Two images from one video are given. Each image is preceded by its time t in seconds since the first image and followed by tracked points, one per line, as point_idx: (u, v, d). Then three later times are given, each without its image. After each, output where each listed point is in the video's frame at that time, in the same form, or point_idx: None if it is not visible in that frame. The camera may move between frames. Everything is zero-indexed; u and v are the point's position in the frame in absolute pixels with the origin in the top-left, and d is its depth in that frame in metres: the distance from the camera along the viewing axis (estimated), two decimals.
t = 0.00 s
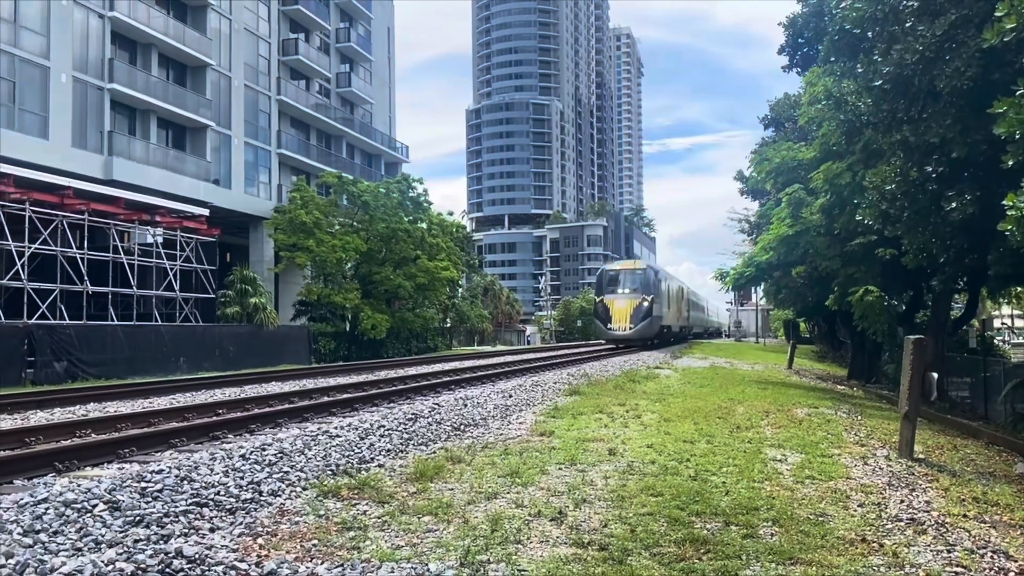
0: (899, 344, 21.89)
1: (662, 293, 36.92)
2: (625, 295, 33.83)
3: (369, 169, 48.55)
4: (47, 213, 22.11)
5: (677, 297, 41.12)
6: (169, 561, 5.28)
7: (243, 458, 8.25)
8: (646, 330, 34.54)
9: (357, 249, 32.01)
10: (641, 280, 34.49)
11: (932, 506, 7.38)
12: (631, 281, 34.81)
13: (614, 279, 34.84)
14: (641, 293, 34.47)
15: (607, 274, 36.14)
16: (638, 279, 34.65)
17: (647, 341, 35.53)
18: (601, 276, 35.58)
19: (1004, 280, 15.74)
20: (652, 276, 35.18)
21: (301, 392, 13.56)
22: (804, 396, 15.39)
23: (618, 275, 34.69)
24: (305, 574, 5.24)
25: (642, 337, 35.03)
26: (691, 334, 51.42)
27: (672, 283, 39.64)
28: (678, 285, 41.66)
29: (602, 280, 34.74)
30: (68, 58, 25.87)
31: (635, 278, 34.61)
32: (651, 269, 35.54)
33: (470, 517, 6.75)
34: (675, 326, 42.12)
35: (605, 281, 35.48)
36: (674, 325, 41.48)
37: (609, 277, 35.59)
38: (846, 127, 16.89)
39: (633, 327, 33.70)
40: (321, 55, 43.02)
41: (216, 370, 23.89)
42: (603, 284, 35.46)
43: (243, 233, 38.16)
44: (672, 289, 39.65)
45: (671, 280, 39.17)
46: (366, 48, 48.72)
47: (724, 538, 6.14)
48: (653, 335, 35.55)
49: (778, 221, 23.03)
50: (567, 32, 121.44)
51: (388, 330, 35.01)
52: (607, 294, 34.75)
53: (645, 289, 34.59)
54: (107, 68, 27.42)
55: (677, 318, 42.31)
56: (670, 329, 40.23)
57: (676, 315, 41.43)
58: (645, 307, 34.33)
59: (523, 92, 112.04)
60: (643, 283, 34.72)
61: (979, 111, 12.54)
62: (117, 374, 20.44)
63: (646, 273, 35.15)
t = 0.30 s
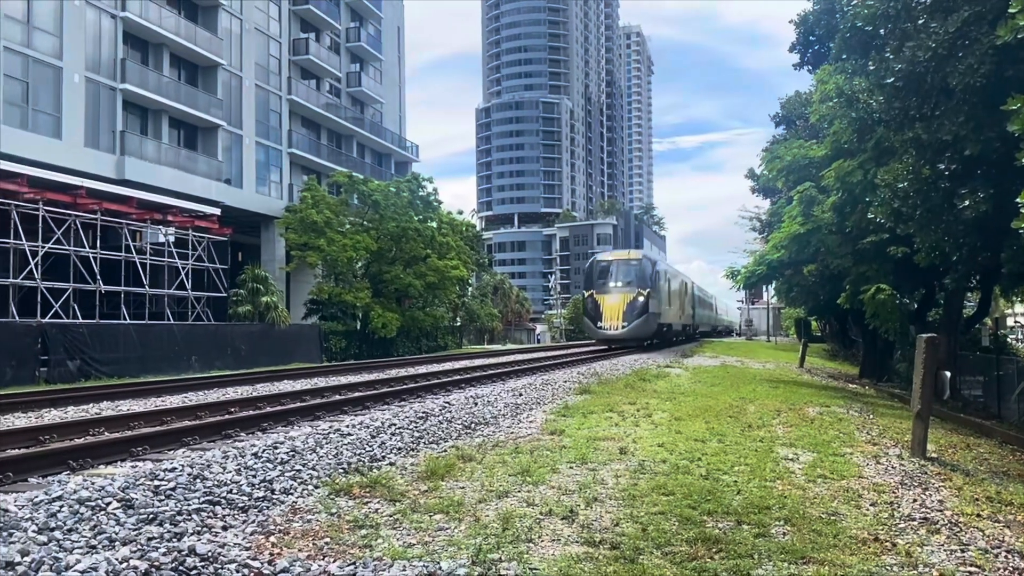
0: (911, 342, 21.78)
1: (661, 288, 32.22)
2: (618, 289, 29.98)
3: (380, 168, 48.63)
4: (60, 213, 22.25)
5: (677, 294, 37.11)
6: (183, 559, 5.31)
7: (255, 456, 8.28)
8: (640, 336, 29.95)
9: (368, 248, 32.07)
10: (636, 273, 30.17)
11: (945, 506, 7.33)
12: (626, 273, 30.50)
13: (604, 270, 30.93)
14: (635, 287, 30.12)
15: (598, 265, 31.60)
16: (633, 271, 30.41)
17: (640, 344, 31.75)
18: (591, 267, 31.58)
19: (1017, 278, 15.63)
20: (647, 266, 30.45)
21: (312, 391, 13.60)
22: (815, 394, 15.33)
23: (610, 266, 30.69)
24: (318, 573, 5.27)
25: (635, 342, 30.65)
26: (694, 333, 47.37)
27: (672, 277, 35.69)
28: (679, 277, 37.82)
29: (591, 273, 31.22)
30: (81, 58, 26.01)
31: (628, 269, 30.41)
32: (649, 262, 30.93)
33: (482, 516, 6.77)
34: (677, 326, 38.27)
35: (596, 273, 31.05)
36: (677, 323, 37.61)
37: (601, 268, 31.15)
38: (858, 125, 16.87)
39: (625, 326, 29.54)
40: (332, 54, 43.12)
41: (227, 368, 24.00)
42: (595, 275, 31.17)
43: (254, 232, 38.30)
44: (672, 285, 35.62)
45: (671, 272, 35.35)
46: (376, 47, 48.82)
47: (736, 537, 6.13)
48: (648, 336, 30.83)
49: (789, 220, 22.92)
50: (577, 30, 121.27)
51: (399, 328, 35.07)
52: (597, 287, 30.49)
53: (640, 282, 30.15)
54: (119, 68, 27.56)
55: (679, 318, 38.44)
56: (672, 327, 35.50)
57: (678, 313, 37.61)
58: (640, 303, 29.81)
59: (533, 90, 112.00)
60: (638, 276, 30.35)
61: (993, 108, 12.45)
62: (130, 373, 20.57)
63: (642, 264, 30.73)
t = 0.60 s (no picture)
0: (926, 341, 21.61)
1: (656, 282, 28.76)
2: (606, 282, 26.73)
3: (392, 168, 48.72)
4: (75, 212, 22.41)
5: (681, 287, 33.56)
6: (198, 556, 5.33)
7: (269, 454, 8.30)
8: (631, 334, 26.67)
9: (380, 247, 32.13)
10: (627, 263, 27.04)
11: (961, 505, 7.26)
12: (617, 264, 27.26)
13: (592, 261, 27.73)
14: (626, 280, 26.97)
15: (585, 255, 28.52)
16: (624, 262, 27.27)
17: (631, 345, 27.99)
18: (577, 257, 28.48)
19: None
20: (641, 257, 27.46)
21: (325, 389, 13.63)
22: (829, 394, 15.23)
23: (598, 256, 27.52)
24: (331, 570, 5.27)
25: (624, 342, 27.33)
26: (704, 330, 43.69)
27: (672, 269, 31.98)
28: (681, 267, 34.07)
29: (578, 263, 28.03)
30: (95, 59, 26.20)
31: (619, 259, 27.33)
32: (643, 250, 27.87)
33: (495, 514, 6.76)
34: (681, 324, 34.54)
35: (581, 264, 27.95)
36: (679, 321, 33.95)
37: (588, 259, 27.97)
38: (872, 122, 16.74)
39: (615, 324, 26.32)
40: (344, 53, 43.24)
41: (241, 367, 24.11)
42: (581, 266, 27.97)
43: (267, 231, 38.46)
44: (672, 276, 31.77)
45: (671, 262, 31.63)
46: (389, 47, 48.93)
47: (751, 536, 6.10)
48: (638, 337, 27.60)
49: (802, 217, 22.77)
50: (589, 28, 121.06)
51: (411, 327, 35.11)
52: (584, 280, 27.34)
53: (633, 275, 27.01)
54: (133, 69, 27.74)
55: (684, 313, 34.44)
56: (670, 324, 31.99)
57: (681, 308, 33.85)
58: (631, 299, 26.62)
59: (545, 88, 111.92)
60: (630, 267, 27.21)
61: (1010, 104, 12.33)
62: (145, 371, 20.71)
63: (634, 254, 27.66)
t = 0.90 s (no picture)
0: (944, 340, 21.41)
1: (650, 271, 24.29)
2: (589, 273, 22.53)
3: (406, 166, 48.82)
4: (93, 212, 22.61)
5: (683, 281, 30.47)
6: (214, 554, 5.36)
7: (285, 452, 8.35)
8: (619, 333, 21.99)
9: (395, 245, 32.20)
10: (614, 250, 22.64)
11: (979, 506, 7.20)
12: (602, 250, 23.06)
13: (572, 247, 23.13)
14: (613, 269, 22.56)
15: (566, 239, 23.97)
16: (610, 248, 22.71)
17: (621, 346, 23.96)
18: (556, 241, 23.84)
19: None
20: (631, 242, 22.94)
21: (339, 388, 13.67)
22: (846, 393, 15.10)
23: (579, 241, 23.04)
24: (346, 568, 5.30)
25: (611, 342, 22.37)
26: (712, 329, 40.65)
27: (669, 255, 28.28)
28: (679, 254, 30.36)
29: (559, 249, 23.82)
30: (113, 59, 26.42)
31: (604, 244, 22.79)
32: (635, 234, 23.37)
33: (509, 513, 6.77)
34: (682, 323, 30.74)
35: (561, 249, 23.21)
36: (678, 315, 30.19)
37: (568, 244, 23.42)
38: (889, 119, 16.63)
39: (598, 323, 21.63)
40: (359, 53, 43.39)
41: (257, 365, 24.23)
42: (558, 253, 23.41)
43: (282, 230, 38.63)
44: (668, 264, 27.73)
45: (667, 246, 27.85)
46: (403, 46, 49.04)
47: (766, 536, 6.07)
48: (628, 337, 22.99)
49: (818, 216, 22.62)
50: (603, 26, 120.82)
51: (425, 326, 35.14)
52: (562, 270, 22.77)
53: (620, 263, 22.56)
54: (150, 69, 27.95)
55: (683, 311, 30.65)
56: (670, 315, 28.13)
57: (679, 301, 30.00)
58: (618, 293, 21.98)
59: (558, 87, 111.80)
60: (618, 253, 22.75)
61: None
62: (161, 369, 20.87)
63: (622, 238, 23.16)
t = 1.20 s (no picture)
0: (964, 339, 21.19)
1: (633, 259, 20.82)
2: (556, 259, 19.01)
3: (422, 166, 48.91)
4: (112, 212, 22.80)
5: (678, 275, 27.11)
6: (233, 552, 5.39)
7: (302, 451, 8.40)
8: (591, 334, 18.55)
9: (411, 245, 32.27)
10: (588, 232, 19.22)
11: (1000, 507, 7.12)
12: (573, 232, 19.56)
13: (539, 230, 19.76)
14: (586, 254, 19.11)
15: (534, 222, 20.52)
16: (585, 230, 19.37)
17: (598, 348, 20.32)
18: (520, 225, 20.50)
19: None
20: (609, 224, 19.53)
21: (356, 387, 13.73)
22: (865, 393, 14.97)
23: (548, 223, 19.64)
24: (364, 567, 5.33)
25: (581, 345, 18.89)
26: (716, 330, 38.26)
27: (660, 243, 24.80)
28: (672, 241, 26.95)
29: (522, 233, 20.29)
30: (132, 60, 26.65)
31: (577, 226, 19.44)
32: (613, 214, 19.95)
33: (526, 512, 6.77)
34: (676, 322, 27.26)
35: (527, 234, 19.86)
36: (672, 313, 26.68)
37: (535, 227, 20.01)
38: (908, 118, 16.50)
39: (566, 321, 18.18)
40: (375, 53, 43.54)
41: (274, 364, 24.36)
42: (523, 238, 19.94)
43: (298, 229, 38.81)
44: (659, 253, 24.19)
45: (656, 231, 24.22)
46: (419, 46, 49.15)
47: (783, 536, 6.05)
48: (606, 338, 19.48)
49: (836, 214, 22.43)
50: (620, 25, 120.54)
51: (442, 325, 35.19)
52: (527, 257, 19.35)
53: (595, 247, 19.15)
54: (168, 69, 28.15)
55: (678, 308, 27.31)
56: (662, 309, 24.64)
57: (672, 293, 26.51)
58: (592, 286, 18.57)
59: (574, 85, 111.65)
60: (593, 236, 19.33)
61: None
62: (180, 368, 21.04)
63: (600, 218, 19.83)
